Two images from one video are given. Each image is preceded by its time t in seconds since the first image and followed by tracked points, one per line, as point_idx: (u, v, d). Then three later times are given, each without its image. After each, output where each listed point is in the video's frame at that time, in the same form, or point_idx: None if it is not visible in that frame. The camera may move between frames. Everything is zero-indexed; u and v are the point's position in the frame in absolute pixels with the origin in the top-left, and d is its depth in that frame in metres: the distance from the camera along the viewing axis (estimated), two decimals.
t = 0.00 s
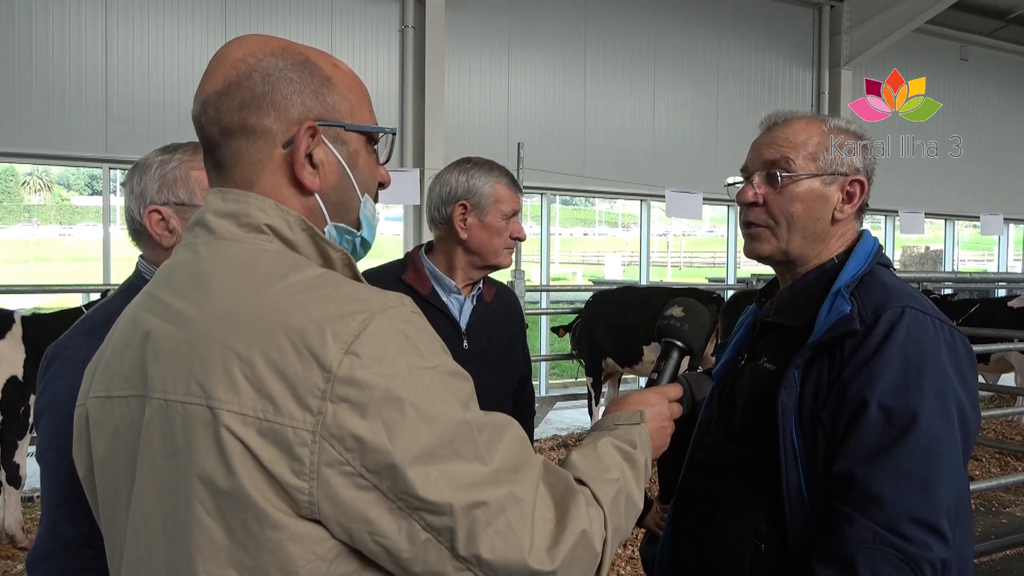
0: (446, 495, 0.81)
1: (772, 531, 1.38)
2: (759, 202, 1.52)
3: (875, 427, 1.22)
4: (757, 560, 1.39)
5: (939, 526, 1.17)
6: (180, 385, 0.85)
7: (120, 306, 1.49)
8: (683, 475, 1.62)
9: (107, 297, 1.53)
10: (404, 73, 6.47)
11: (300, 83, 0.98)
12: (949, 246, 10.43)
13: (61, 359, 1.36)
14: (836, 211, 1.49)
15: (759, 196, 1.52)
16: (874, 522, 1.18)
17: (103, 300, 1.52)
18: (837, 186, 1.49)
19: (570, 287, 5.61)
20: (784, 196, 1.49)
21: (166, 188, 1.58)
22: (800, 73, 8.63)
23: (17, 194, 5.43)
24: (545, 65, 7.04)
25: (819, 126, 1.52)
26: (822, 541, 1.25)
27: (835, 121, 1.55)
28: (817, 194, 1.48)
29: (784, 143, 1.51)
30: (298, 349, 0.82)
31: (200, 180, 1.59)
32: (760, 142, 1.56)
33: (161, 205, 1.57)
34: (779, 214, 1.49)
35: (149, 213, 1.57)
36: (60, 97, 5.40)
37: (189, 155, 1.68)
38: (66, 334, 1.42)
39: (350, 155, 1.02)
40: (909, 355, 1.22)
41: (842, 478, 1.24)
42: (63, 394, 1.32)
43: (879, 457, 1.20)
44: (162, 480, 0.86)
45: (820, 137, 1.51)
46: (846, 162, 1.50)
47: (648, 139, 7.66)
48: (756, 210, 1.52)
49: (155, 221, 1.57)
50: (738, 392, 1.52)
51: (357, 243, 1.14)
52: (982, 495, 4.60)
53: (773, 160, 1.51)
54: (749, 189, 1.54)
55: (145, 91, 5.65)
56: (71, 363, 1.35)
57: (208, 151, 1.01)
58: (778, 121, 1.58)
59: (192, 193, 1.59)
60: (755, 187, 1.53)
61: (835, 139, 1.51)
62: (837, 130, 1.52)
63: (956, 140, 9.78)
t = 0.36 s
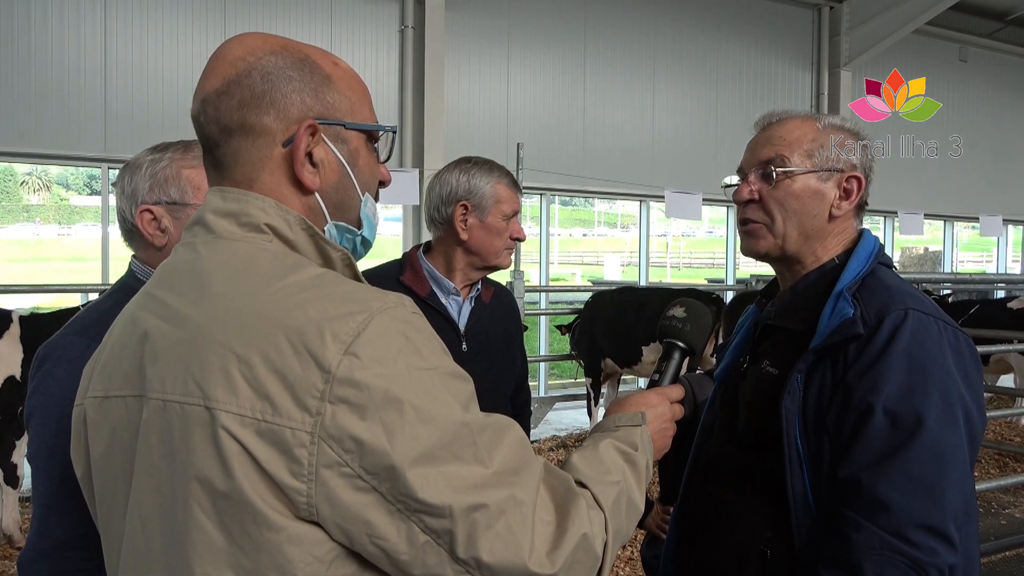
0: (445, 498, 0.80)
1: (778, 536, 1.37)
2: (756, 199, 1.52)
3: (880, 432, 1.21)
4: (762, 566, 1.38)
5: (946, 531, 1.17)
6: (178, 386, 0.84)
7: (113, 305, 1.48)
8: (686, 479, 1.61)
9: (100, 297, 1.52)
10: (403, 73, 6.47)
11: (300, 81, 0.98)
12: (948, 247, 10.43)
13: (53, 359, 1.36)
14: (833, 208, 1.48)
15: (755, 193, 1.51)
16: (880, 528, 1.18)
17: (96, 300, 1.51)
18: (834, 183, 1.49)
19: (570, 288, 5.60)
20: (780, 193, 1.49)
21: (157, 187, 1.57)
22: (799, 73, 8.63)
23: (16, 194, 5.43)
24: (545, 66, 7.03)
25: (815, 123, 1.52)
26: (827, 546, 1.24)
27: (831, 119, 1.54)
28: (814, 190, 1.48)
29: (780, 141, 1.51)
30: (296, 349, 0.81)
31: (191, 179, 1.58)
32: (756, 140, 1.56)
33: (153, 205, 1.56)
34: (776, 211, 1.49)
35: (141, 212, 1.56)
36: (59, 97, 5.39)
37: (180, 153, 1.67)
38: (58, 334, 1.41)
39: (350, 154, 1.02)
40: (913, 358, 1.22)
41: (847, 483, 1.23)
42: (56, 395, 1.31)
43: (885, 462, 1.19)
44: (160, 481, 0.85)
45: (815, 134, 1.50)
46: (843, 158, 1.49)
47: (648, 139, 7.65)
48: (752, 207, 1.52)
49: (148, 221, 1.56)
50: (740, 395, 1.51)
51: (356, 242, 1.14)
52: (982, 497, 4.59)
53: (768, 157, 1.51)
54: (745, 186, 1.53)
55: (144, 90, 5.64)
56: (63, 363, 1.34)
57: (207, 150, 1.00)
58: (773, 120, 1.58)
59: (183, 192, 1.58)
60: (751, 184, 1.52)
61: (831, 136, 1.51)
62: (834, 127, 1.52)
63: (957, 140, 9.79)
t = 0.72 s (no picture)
0: (446, 498, 0.80)
1: (776, 536, 1.37)
2: (751, 207, 1.52)
3: (879, 433, 1.21)
4: (761, 566, 1.38)
5: (944, 532, 1.17)
6: (178, 386, 0.84)
7: (107, 307, 1.48)
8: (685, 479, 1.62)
9: (94, 298, 1.53)
10: (403, 73, 6.47)
11: (300, 81, 0.98)
12: (947, 247, 10.45)
13: (47, 360, 1.36)
14: (829, 206, 1.48)
15: (750, 201, 1.51)
16: (879, 528, 1.18)
17: (90, 301, 1.52)
18: (828, 181, 1.48)
19: (569, 288, 5.61)
20: (774, 198, 1.49)
21: (149, 188, 1.57)
22: (798, 73, 8.63)
23: (15, 194, 5.44)
24: (545, 66, 7.04)
25: (805, 124, 1.52)
26: (826, 547, 1.24)
27: (821, 118, 1.54)
28: (808, 191, 1.47)
29: (770, 145, 1.51)
30: (297, 349, 0.81)
31: (183, 179, 1.58)
32: (746, 148, 1.56)
33: (145, 205, 1.56)
34: (773, 215, 1.49)
35: (133, 213, 1.56)
36: (58, 97, 5.39)
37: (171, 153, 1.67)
38: (51, 335, 1.42)
39: (350, 153, 1.02)
40: (913, 359, 1.22)
41: (846, 484, 1.23)
42: (48, 395, 1.32)
43: (885, 464, 1.19)
44: (160, 480, 0.85)
45: (804, 136, 1.50)
46: (835, 157, 1.49)
47: (648, 139, 7.66)
48: (749, 214, 1.52)
49: (140, 222, 1.56)
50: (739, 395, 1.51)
51: (357, 242, 1.14)
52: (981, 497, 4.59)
53: (759, 165, 1.51)
54: (739, 195, 1.53)
55: (144, 89, 5.64)
56: (56, 363, 1.34)
57: (208, 151, 1.00)
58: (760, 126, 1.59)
59: (176, 192, 1.58)
60: (744, 193, 1.52)
61: (821, 135, 1.50)
62: (822, 126, 1.52)
63: (957, 140, 9.81)
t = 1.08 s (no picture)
0: (446, 497, 0.80)
1: (768, 535, 1.38)
2: (751, 202, 1.52)
3: (869, 432, 1.21)
4: (753, 565, 1.38)
5: (933, 532, 1.17)
6: (177, 386, 0.84)
7: (102, 306, 1.48)
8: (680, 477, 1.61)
9: (88, 298, 1.52)
10: (402, 72, 6.46)
11: (300, 81, 0.97)
12: (947, 246, 10.47)
13: (41, 359, 1.35)
14: (829, 205, 1.48)
15: (751, 196, 1.51)
16: (867, 527, 1.18)
17: (84, 301, 1.51)
18: (829, 180, 1.48)
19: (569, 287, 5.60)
20: (775, 193, 1.49)
21: (142, 187, 1.57)
22: (798, 73, 8.63)
23: (14, 194, 5.45)
24: (545, 65, 7.04)
25: (808, 122, 1.52)
26: (817, 545, 1.24)
27: (825, 117, 1.54)
28: (809, 189, 1.47)
29: (773, 142, 1.51)
30: (296, 348, 0.81)
31: (176, 178, 1.58)
32: (750, 142, 1.56)
33: (138, 205, 1.56)
34: (772, 212, 1.49)
35: (126, 212, 1.56)
36: (56, 96, 5.38)
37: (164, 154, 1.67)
38: (45, 334, 1.41)
39: (349, 153, 1.02)
40: (903, 358, 1.22)
41: (835, 483, 1.23)
42: (42, 395, 1.31)
43: (873, 462, 1.19)
44: (159, 480, 0.85)
45: (808, 133, 1.50)
46: (837, 156, 1.49)
47: (648, 139, 7.66)
48: (749, 209, 1.52)
49: (134, 221, 1.56)
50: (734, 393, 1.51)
51: (356, 242, 1.14)
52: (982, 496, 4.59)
53: (761, 160, 1.51)
54: (740, 189, 1.53)
55: (142, 90, 5.64)
56: (50, 363, 1.34)
57: (206, 149, 1.00)
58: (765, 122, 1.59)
59: (168, 191, 1.57)
60: (746, 187, 1.53)
61: (825, 134, 1.50)
62: (826, 125, 1.52)
63: (957, 140, 9.82)
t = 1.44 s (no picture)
0: (443, 499, 0.80)
1: (762, 534, 1.37)
2: (750, 201, 1.52)
3: (862, 431, 1.21)
4: (747, 564, 1.38)
5: (926, 531, 1.16)
6: (173, 386, 0.83)
7: (97, 306, 1.47)
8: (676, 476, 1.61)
9: (83, 299, 1.52)
10: (402, 72, 6.45)
11: (296, 80, 0.97)
12: (946, 246, 10.48)
13: (33, 359, 1.35)
14: (828, 206, 1.48)
15: (750, 195, 1.51)
16: (861, 527, 1.17)
17: (79, 301, 1.51)
18: (828, 181, 1.48)
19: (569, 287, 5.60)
20: (774, 193, 1.48)
21: (136, 188, 1.56)
22: (798, 72, 8.63)
23: (14, 194, 5.45)
24: (545, 65, 7.04)
25: (810, 122, 1.52)
26: (810, 544, 1.24)
27: (827, 117, 1.54)
28: (808, 190, 1.47)
29: (774, 141, 1.50)
30: (293, 349, 0.80)
31: (169, 178, 1.58)
32: (750, 141, 1.55)
33: (132, 206, 1.56)
34: (770, 212, 1.49)
35: (120, 213, 1.56)
36: (55, 96, 5.37)
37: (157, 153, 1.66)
38: (39, 335, 1.41)
39: (346, 153, 1.02)
40: (897, 358, 1.22)
41: (829, 482, 1.23)
42: (35, 396, 1.31)
43: (867, 462, 1.19)
44: (155, 481, 0.85)
45: (810, 133, 1.49)
46: (837, 157, 1.49)
47: (648, 138, 7.66)
48: (746, 209, 1.52)
49: (128, 222, 1.56)
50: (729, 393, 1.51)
51: (352, 242, 1.14)
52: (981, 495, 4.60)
53: (762, 159, 1.50)
54: (740, 188, 1.53)
55: (142, 89, 5.64)
56: (43, 363, 1.33)
57: (202, 149, 1.00)
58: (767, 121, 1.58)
59: (162, 192, 1.57)
60: (745, 186, 1.52)
61: (826, 134, 1.50)
62: (828, 126, 1.51)
63: (958, 140, 9.83)
